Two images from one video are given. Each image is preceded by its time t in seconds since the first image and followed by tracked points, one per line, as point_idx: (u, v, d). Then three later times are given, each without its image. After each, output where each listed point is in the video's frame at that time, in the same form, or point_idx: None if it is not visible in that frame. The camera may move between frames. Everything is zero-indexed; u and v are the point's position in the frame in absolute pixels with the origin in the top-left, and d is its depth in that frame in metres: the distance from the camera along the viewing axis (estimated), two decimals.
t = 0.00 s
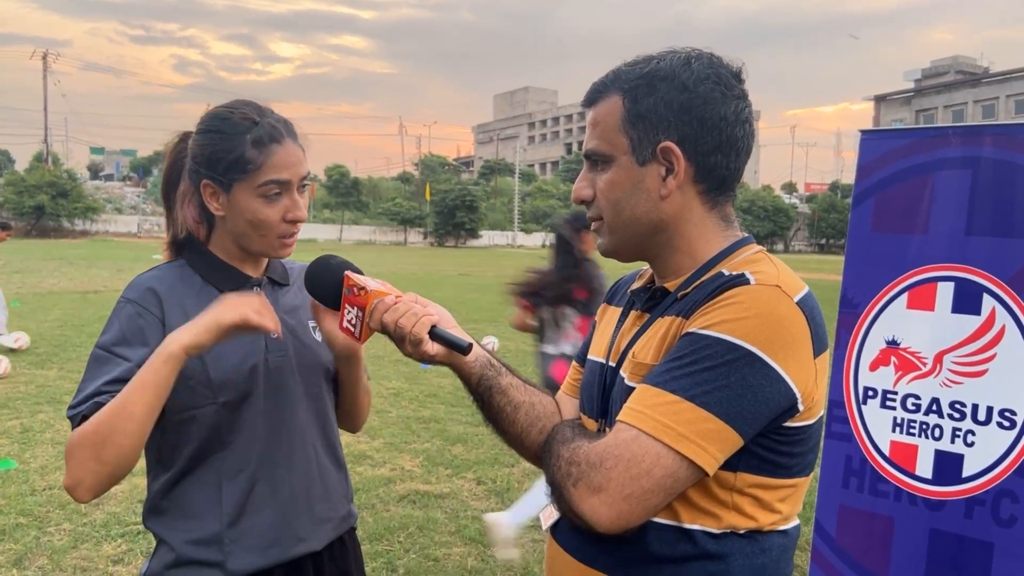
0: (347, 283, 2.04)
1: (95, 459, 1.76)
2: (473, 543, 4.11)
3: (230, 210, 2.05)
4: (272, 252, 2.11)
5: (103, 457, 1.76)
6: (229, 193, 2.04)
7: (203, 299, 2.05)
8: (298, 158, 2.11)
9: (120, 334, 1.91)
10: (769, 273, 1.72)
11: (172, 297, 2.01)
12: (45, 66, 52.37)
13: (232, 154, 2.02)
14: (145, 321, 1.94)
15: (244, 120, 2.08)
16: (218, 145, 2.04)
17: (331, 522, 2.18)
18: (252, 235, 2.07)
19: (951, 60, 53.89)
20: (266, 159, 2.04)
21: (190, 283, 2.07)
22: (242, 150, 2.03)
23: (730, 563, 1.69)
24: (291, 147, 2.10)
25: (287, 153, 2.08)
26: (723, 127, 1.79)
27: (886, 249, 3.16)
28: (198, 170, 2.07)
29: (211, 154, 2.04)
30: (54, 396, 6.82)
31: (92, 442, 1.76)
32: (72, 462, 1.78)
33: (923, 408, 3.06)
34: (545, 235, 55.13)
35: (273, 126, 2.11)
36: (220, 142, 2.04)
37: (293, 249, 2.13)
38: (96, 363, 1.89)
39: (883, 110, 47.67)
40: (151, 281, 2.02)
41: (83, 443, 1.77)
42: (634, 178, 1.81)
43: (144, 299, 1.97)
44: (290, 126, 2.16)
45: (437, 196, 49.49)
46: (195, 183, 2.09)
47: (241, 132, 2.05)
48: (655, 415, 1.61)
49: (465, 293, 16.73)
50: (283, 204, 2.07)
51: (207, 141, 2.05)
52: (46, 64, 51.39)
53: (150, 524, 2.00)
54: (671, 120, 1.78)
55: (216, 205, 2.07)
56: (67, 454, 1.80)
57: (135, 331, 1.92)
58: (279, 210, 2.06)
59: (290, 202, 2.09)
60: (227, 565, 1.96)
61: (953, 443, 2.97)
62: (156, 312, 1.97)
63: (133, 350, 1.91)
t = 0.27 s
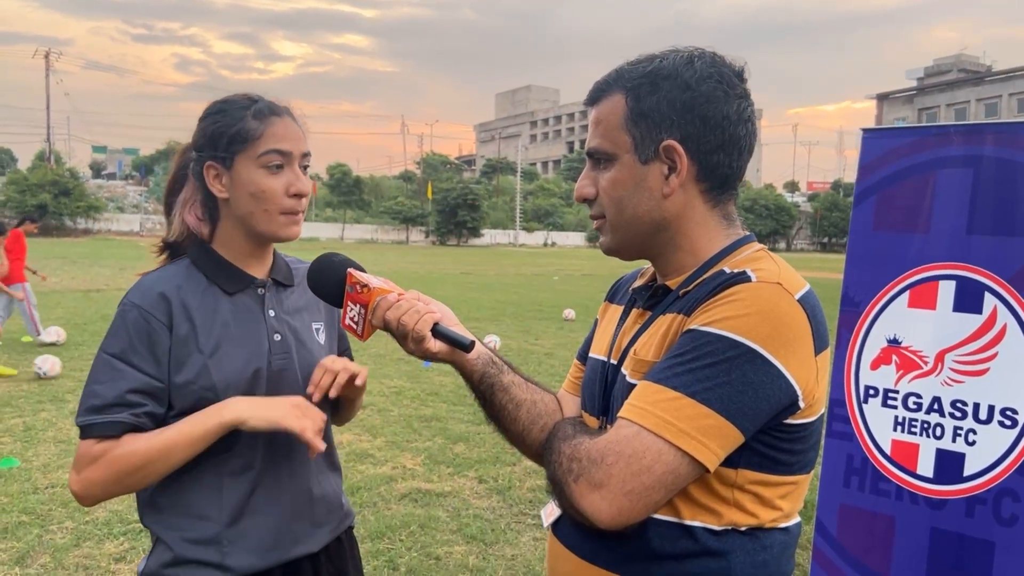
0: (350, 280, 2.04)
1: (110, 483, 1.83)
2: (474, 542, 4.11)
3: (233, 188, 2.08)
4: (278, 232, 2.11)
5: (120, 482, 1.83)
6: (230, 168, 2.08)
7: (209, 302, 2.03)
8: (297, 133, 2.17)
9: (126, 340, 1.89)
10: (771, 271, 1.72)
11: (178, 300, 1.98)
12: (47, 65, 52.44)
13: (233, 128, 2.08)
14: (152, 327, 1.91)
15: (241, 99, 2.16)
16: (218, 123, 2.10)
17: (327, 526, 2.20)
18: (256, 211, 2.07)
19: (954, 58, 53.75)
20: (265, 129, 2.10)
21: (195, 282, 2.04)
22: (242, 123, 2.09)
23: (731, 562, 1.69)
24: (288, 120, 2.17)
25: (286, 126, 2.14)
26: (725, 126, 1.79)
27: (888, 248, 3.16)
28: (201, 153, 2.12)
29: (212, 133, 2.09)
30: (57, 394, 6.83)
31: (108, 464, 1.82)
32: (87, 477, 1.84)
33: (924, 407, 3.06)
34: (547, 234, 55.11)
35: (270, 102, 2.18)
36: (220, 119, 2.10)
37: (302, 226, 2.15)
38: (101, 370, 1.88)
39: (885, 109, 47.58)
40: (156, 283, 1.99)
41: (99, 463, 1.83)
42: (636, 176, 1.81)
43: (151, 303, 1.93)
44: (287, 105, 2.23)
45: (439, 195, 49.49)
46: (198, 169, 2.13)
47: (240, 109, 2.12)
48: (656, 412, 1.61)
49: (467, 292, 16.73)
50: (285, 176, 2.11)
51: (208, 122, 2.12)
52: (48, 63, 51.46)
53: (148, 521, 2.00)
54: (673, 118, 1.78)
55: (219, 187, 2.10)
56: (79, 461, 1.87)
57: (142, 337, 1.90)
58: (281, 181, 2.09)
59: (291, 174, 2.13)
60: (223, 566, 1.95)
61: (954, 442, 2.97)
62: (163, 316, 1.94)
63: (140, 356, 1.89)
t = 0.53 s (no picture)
0: (351, 280, 2.04)
1: (119, 484, 1.84)
2: (475, 540, 4.11)
3: (238, 183, 2.08)
4: (283, 229, 2.11)
5: (128, 482, 1.84)
6: (237, 163, 2.08)
7: (214, 299, 2.03)
8: (306, 133, 2.18)
9: (132, 337, 1.89)
10: (770, 269, 1.72)
11: (182, 296, 1.98)
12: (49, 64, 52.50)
13: (241, 123, 2.09)
14: (157, 323, 1.92)
15: (251, 96, 2.17)
16: (228, 117, 2.10)
17: (326, 526, 2.20)
18: (260, 206, 2.07)
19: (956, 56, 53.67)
20: (274, 127, 2.10)
21: (201, 280, 2.05)
22: (252, 119, 2.09)
23: (731, 560, 1.69)
24: (296, 119, 2.18)
25: (295, 125, 2.15)
26: (724, 125, 1.79)
27: (890, 247, 3.15)
28: (209, 146, 2.11)
29: (220, 127, 2.10)
30: (60, 393, 6.85)
31: (118, 464, 1.83)
32: (94, 476, 1.85)
33: (926, 405, 3.06)
34: (548, 232, 55.10)
35: (279, 101, 2.19)
36: (229, 114, 2.11)
37: (305, 224, 2.15)
38: (109, 367, 1.88)
39: (888, 107, 47.49)
40: (161, 280, 1.99)
41: (107, 463, 1.84)
42: (635, 175, 1.81)
43: (155, 299, 1.94)
44: (296, 104, 2.24)
45: (440, 194, 49.48)
46: (205, 162, 2.13)
47: (250, 106, 2.13)
48: (655, 409, 1.61)
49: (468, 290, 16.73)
50: (290, 173, 2.11)
51: (217, 116, 2.12)
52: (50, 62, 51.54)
53: (149, 519, 2.00)
54: (672, 118, 1.78)
55: (224, 181, 2.10)
56: (85, 459, 1.87)
57: (147, 333, 1.90)
58: (287, 179, 2.10)
59: (298, 172, 2.13)
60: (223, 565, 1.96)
61: (956, 441, 2.96)
62: (168, 313, 1.94)
63: (146, 353, 1.90)
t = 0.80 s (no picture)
0: (352, 278, 2.04)
1: (126, 484, 1.84)
2: (477, 539, 4.12)
3: (238, 184, 2.08)
4: (281, 228, 2.11)
5: (135, 483, 1.84)
6: (236, 164, 2.08)
7: (218, 297, 2.03)
8: (303, 130, 2.17)
9: (137, 336, 1.89)
10: (771, 267, 1.72)
11: (187, 295, 1.98)
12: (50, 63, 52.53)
13: (237, 124, 2.08)
14: (162, 322, 1.92)
15: (246, 95, 2.16)
16: (224, 120, 2.10)
17: (333, 521, 2.20)
18: (260, 206, 2.07)
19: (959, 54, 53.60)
20: (269, 125, 2.09)
21: (205, 277, 2.05)
22: (247, 119, 2.09)
23: (732, 558, 1.68)
24: (291, 115, 2.17)
25: (292, 123, 2.14)
26: (726, 123, 1.79)
27: (892, 245, 3.15)
28: (208, 150, 2.12)
29: (217, 130, 2.10)
30: (62, 392, 6.85)
31: (125, 464, 1.84)
32: (100, 475, 1.85)
33: (928, 404, 3.05)
34: (549, 231, 55.08)
35: (274, 98, 2.18)
36: (225, 116, 2.10)
37: (306, 223, 2.14)
38: (114, 365, 1.88)
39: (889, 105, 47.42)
40: (166, 278, 1.99)
41: (114, 463, 1.84)
42: (637, 172, 1.81)
43: (160, 298, 1.94)
44: (291, 101, 2.23)
45: (442, 193, 49.47)
46: (206, 165, 2.14)
47: (244, 106, 2.12)
48: (658, 407, 1.61)
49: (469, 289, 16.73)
50: (289, 172, 2.11)
51: (214, 119, 2.12)
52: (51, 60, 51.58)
53: (156, 517, 2.00)
54: (674, 115, 1.78)
55: (225, 182, 2.10)
56: (92, 458, 1.88)
57: (152, 332, 1.90)
58: (285, 178, 2.09)
59: (296, 170, 2.12)
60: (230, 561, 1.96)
61: (958, 440, 2.96)
62: (173, 311, 1.94)
63: (150, 351, 1.90)
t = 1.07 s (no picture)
0: (352, 280, 2.04)
1: (126, 484, 1.84)
2: (479, 538, 4.12)
3: (251, 184, 2.08)
4: (284, 237, 2.11)
5: (135, 482, 1.83)
6: (254, 164, 2.08)
7: (222, 296, 2.03)
8: (326, 148, 2.17)
9: (139, 335, 1.89)
10: (772, 267, 1.72)
11: (190, 294, 1.98)
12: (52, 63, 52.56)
13: (265, 127, 2.08)
14: (165, 321, 1.92)
15: (281, 100, 2.17)
16: (254, 119, 2.11)
17: (342, 512, 2.21)
18: (268, 210, 2.07)
19: (960, 52, 53.53)
20: (296, 136, 2.09)
21: (207, 276, 2.05)
22: (276, 124, 2.09)
23: (733, 558, 1.68)
24: (321, 132, 2.17)
25: (318, 138, 2.14)
26: (726, 123, 1.78)
27: (894, 244, 3.15)
28: (231, 142, 2.12)
29: (245, 126, 2.10)
30: (64, 391, 6.86)
31: (125, 463, 1.83)
32: (100, 475, 1.85)
33: (930, 403, 3.05)
34: (551, 231, 55.06)
35: (309, 110, 2.18)
36: (257, 115, 2.11)
37: (306, 237, 2.14)
38: (116, 364, 1.88)
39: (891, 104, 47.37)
40: (169, 276, 1.99)
41: (114, 462, 1.83)
42: (637, 173, 1.81)
43: (163, 297, 1.94)
44: (325, 118, 2.24)
45: (443, 192, 49.47)
46: (224, 155, 2.13)
47: (277, 111, 2.12)
48: (660, 408, 1.61)
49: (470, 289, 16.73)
50: (304, 185, 2.10)
51: (246, 114, 2.13)
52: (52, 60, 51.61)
53: (162, 516, 2.01)
54: (674, 116, 1.78)
55: (239, 178, 2.10)
56: (92, 456, 1.87)
57: (155, 331, 1.90)
58: (299, 189, 2.09)
59: (311, 184, 2.12)
60: (238, 557, 1.98)
61: (960, 439, 2.96)
62: (176, 310, 1.94)
63: (153, 350, 1.89)
